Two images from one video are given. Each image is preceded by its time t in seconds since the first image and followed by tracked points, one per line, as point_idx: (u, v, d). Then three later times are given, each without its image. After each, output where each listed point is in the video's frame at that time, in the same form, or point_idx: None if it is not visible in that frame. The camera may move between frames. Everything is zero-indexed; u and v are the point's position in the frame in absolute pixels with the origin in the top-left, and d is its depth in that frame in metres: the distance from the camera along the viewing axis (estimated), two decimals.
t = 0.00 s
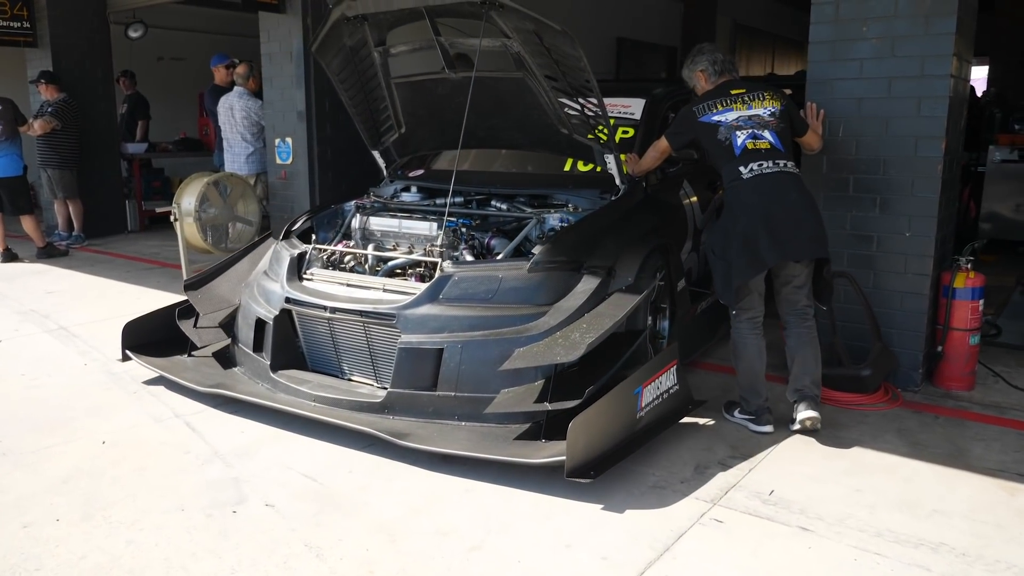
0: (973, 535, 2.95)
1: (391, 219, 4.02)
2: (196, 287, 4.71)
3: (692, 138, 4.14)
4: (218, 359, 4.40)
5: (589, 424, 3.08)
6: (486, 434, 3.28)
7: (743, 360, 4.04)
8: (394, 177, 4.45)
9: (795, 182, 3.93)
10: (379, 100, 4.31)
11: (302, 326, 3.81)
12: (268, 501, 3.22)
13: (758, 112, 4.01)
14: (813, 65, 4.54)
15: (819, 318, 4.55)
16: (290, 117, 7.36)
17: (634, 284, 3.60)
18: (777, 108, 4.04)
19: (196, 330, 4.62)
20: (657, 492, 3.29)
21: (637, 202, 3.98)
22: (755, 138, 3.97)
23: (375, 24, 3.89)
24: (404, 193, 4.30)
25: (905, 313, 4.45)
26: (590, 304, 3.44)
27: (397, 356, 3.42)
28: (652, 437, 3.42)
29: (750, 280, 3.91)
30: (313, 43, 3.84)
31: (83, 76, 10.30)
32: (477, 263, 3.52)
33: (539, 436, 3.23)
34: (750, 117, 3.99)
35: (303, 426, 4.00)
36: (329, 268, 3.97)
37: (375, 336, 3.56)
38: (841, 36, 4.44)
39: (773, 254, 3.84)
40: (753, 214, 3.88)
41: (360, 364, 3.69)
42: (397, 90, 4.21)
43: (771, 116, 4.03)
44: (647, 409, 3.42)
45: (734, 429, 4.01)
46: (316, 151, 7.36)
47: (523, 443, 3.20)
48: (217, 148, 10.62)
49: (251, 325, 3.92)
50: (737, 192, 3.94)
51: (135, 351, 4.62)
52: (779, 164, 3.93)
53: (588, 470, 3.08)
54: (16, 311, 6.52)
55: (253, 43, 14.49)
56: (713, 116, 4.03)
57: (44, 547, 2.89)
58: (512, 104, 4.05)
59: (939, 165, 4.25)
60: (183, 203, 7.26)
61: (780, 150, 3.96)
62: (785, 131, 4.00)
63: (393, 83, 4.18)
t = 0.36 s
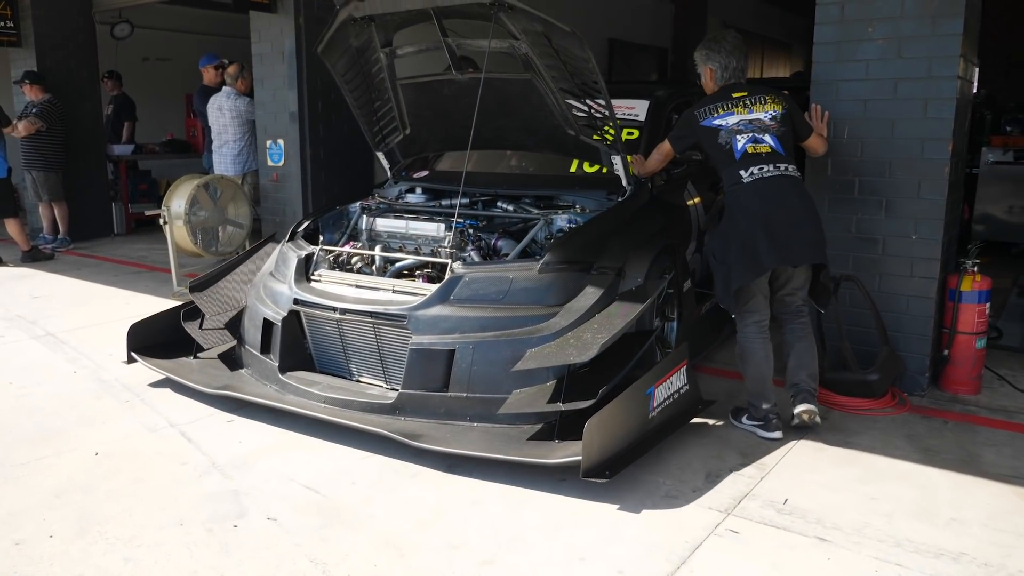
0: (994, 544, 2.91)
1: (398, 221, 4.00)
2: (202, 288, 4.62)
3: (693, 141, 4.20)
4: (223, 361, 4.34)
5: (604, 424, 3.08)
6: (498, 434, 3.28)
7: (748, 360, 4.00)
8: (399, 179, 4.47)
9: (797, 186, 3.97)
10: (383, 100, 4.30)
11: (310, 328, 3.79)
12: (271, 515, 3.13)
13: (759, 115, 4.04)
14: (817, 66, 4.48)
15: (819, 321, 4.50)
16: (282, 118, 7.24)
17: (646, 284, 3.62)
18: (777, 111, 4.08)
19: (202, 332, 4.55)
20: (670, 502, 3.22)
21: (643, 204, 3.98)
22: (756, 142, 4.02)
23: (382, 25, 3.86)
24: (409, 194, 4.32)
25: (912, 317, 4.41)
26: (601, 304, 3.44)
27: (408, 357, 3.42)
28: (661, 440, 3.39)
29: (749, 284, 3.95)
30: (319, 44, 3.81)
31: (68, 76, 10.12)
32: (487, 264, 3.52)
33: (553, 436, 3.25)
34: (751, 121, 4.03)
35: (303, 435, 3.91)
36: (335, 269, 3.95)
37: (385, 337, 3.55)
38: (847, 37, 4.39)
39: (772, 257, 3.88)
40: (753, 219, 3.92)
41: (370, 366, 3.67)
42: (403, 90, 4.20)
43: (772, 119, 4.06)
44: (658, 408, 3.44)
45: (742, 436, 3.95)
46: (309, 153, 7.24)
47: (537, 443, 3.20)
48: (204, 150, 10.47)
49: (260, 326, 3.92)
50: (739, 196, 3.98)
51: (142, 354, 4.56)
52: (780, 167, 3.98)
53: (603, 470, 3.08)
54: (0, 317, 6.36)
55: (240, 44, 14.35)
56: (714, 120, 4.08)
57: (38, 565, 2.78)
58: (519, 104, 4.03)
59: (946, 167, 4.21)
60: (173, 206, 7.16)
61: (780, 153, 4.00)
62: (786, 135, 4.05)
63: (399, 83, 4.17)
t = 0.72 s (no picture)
0: (1013, 554, 2.86)
1: (405, 222, 3.95)
2: (205, 289, 4.59)
3: (696, 145, 4.18)
4: (229, 363, 4.31)
5: (619, 425, 3.06)
6: (512, 435, 3.26)
7: (751, 360, 3.97)
8: (403, 180, 4.51)
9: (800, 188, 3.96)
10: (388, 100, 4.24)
11: (318, 330, 3.76)
12: (273, 529, 3.03)
13: (760, 118, 4.02)
14: (821, 67, 4.43)
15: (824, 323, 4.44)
16: (273, 120, 7.12)
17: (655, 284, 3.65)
18: (779, 114, 4.04)
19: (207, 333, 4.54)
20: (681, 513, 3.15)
21: (649, 207, 4.00)
22: (757, 145, 4.00)
23: (388, 26, 3.82)
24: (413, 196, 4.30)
25: (917, 321, 4.37)
26: (611, 304, 3.47)
27: (420, 360, 3.40)
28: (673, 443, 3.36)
29: (749, 288, 3.92)
30: (325, 46, 3.77)
31: (51, 76, 9.94)
32: (499, 265, 3.50)
33: (567, 437, 3.23)
34: (752, 124, 4.02)
35: (303, 446, 3.82)
36: (342, 271, 3.94)
37: (395, 339, 3.53)
38: (851, 39, 4.34)
39: (772, 260, 3.86)
40: (755, 221, 3.90)
41: (379, 368, 3.65)
42: (408, 92, 4.15)
43: (773, 121, 4.04)
44: (671, 408, 3.45)
45: (750, 443, 3.90)
46: (300, 155, 7.13)
47: (552, 444, 3.19)
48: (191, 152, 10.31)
49: (267, 329, 3.87)
50: (741, 199, 3.97)
51: (146, 356, 4.57)
52: (781, 169, 3.98)
53: (620, 471, 3.07)
54: None
55: (226, 45, 14.17)
56: (715, 123, 4.06)
57: None
58: (525, 105, 4.01)
59: (952, 170, 4.17)
60: (162, 209, 7.01)
61: (781, 155, 3.99)
62: (787, 138, 4.02)
63: (404, 85, 4.12)
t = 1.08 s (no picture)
0: None
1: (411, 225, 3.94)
2: (212, 290, 4.58)
3: (700, 148, 4.15)
4: (236, 368, 4.33)
5: (633, 426, 3.11)
6: (523, 436, 3.32)
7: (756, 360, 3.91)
8: (406, 183, 4.55)
9: (803, 192, 3.92)
10: (392, 104, 4.26)
11: (327, 333, 3.80)
12: (277, 546, 2.94)
13: (764, 121, 3.96)
14: (825, 69, 4.39)
15: (829, 322, 4.40)
16: (264, 122, 7.00)
17: (664, 287, 3.61)
18: (784, 117, 3.98)
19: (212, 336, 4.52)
20: (694, 525, 3.09)
21: (655, 208, 3.98)
22: (760, 148, 3.95)
23: (395, 29, 3.79)
24: (417, 198, 4.33)
25: (922, 326, 4.34)
26: (619, 307, 3.47)
27: (432, 363, 3.44)
28: (683, 444, 3.42)
29: (752, 290, 3.88)
30: (330, 49, 3.74)
31: (34, 78, 9.76)
32: (509, 268, 3.54)
33: (579, 437, 3.28)
34: (755, 127, 3.97)
35: (303, 458, 3.73)
36: (349, 275, 3.96)
37: (406, 342, 3.58)
38: (855, 42, 4.30)
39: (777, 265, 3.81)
40: (759, 225, 3.87)
41: (388, 371, 3.70)
42: (414, 94, 4.17)
43: (777, 125, 3.97)
44: (682, 410, 3.49)
45: (758, 450, 3.85)
46: (292, 158, 7.01)
47: (565, 445, 3.24)
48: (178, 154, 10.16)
49: (275, 331, 3.91)
50: (746, 202, 3.93)
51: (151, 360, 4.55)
52: (786, 172, 3.92)
53: (634, 472, 3.12)
54: None
55: (209, 46, 13.99)
56: (719, 127, 4.03)
57: None
58: (529, 106, 4.05)
59: (958, 174, 4.13)
60: (150, 212, 6.93)
61: (785, 158, 3.93)
62: (790, 141, 3.95)
63: (410, 88, 4.12)
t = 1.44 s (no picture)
0: None
1: (417, 227, 4.01)
2: (214, 293, 4.51)
3: (705, 151, 4.10)
4: (241, 370, 4.24)
5: (647, 426, 3.15)
6: (536, 437, 3.36)
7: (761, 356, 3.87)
8: (410, 185, 4.56)
9: (807, 194, 3.88)
10: (397, 108, 4.31)
11: (334, 335, 3.82)
12: (281, 561, 2.85)
13: (768, 124, 3.91)
14: (828, 72, 4.37)
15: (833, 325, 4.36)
16: (255, 124, 6.88)
17: (671, 288, 3.68)
18: (788, 120, 3.93)
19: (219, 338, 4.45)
20: (707, 535, 3.03)
21: (660, 211, 4.02)
22: (764, 150, 3.91)
23: (400, 31, 3.83)
24: (421, 201, 4.37)
25: (926, 330, 4.32)
26: (628, 308, 3.54)
27: (443, 364, 3.47)
28: (694, 442, 3.47)
29: (755, 291, 3.86)
30: (335, 49, 3.79)
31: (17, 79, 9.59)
32: (518, 269, 3.58)
33: (591, 437, 3.33)
34: (759, 130, 3.92)
35: (304, 469, 3.64)
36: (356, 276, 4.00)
37: (415, 344, 3.60)
38: (859, 44, 4.27)
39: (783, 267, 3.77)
40: (763, 226, 3.84)
41: (397, 373, 3.72)
42: (418, 96, 4.21)
43: (781, 128, 3.92)
44: (691, 410, 3.54)
45: (766, 456, 3.80)
46: (283, 160, 6.90)
47: (577, 445, 3.27)
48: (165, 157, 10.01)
49: (282, 334, 3.92)
50: (751, 205, 3.88)
51: (156, 361, 4.46)
52: (790, 175, 3.88)
53: (649, 471, 3.16)
54: None
55: (191, 46, 13.78)
56: (724, 129, 3.98)
57: None
58: (531, 108, 4.09)
59: (963, 177, 4.11)
60: (138, 216, 6.80)
61: (789, 161, 3.88)
62: (795, 144, 3.92)
63: (415, 90, 4.17)
